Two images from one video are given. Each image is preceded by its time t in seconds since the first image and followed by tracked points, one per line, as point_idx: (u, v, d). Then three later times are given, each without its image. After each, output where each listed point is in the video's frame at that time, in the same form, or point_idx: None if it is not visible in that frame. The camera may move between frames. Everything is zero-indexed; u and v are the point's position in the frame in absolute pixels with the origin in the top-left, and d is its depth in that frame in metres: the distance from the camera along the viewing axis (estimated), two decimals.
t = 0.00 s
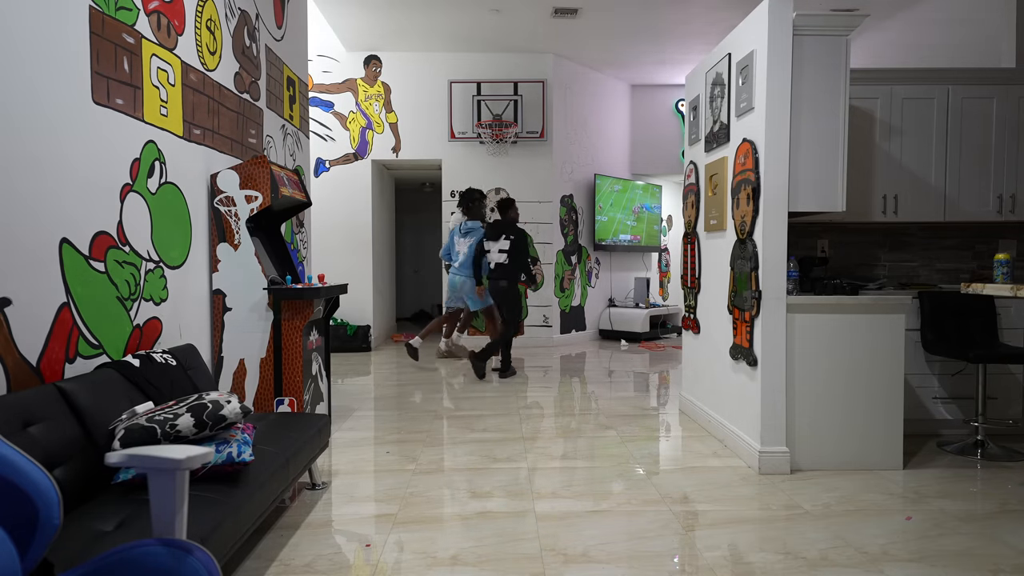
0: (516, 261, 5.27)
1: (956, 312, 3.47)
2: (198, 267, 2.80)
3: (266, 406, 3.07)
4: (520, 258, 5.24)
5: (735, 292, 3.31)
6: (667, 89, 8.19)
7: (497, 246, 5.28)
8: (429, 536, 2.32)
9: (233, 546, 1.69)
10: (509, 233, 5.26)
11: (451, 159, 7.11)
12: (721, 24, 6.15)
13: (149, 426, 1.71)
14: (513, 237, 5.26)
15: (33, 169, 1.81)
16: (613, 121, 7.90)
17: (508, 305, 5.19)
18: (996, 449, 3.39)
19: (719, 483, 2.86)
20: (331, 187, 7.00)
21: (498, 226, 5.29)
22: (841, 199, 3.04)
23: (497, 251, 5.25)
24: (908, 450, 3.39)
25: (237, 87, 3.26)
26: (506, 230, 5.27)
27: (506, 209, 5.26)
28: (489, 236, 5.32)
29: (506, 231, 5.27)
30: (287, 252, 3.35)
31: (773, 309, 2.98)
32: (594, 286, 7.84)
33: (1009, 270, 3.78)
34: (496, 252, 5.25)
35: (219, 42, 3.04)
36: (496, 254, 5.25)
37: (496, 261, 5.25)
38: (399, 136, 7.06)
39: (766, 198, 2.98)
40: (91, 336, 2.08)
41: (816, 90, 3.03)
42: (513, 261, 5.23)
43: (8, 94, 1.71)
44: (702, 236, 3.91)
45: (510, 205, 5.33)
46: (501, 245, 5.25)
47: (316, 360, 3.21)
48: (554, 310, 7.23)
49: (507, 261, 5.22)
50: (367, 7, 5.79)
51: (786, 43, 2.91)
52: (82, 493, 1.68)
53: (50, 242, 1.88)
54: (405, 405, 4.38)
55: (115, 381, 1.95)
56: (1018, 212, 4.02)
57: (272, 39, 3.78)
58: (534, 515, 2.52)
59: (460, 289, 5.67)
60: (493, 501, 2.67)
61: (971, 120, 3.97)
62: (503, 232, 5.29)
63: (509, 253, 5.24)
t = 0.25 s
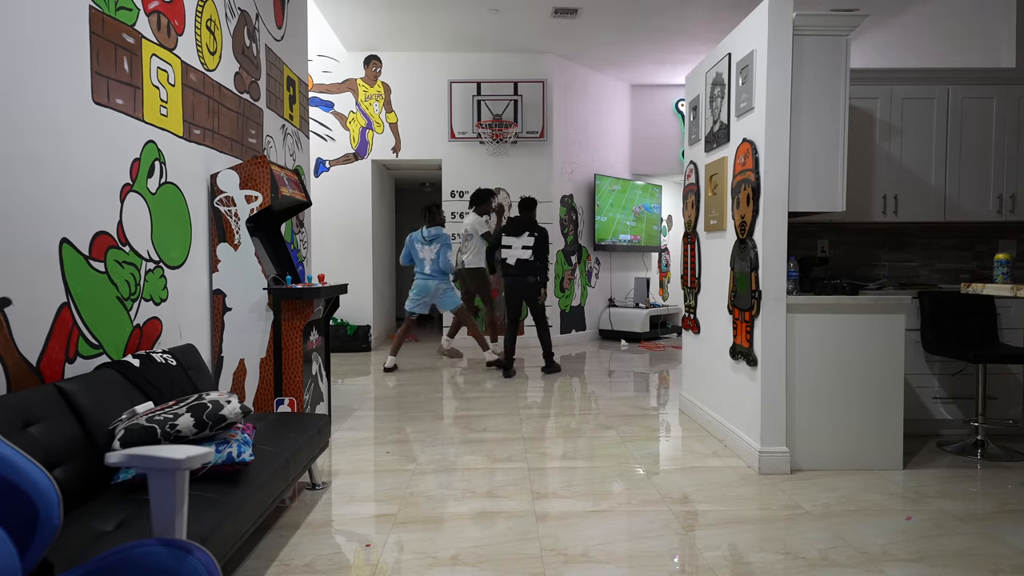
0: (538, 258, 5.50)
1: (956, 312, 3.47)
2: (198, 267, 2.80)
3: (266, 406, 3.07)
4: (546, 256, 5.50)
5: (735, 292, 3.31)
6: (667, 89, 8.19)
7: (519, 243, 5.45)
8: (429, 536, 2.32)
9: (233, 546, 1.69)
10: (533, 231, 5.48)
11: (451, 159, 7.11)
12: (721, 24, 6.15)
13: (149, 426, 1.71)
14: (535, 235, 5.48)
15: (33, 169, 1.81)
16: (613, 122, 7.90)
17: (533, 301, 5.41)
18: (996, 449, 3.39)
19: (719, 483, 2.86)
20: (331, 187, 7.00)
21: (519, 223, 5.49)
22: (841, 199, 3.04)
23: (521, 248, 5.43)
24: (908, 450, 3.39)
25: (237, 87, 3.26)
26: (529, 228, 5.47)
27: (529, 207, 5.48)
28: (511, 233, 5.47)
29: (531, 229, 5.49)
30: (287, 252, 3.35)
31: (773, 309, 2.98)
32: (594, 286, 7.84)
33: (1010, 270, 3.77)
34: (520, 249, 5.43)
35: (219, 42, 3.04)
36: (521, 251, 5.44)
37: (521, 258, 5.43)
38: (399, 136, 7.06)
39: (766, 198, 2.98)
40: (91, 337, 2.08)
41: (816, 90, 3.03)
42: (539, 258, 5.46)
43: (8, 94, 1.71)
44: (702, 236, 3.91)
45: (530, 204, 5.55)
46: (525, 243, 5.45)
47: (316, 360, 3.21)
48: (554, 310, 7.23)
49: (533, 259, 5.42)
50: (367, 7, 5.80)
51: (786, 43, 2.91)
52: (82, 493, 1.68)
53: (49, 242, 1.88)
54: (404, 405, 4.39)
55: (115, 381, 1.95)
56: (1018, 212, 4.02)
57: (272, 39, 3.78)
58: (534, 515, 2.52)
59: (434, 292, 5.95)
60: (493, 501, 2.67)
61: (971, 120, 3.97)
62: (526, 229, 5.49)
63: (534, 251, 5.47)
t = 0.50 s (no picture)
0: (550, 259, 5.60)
1: (956, 312, 3.47)
2: (199, 267, 2.79)
3: (266, 406, 3.07)
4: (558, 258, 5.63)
5: (735, 292, 3.31)
6: (667, 89, 8.19)
7: (534, 245, 5.50)
8: (428, 536, 2.32)
9: (233, 547, 1.69)
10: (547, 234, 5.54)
11: (450, 159, 7.11)
12: (721, 24, 6.14)
13: (149, 426, 1.71)
14: (549, 237, 5.55)
15: (33, 170, 1.81)
16: (613, 121, 7.90)
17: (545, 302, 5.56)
18: (996, 449, 3.39)
19: (720, 483, 2.86)
20: (331, 187, 7.00)
21: (532, 226, 5.50)
22: (841, 199, 3.04)
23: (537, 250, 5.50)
24: (908, 450, 3.39)
25: (237, 87, 3.26)
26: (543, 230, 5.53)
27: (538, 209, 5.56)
28: (525, 235, 5.47)
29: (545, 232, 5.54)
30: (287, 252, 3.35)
31: (773, 309, 2.98)
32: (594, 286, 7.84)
33: (1010, 270, 3.77)
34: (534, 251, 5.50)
35: (219, 42, 3.04)
36: (537, 253, 5.51)
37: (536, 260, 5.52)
38: (399, 136, 7.06)
39: (766, 198, 2.98)
40: (91, 337, 2.08)
41: (816, 90, 3.03)
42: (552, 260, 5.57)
43: (8, 93, 1.71)
44: (702, 236, 3.91)
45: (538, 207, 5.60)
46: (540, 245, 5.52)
47: (316, 360, 3.21)
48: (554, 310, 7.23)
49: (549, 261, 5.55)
50: (367, 7, 5.80)
51: (786, 43, 2.91)
52: (82, 493, 1.68)
53: (49, 242, 1.88)
54: (405, 405, 4.38)
55: (115, 381, 1.95)
56: (1018, 212, 4.02)
57: (272, 39, 3.78)
58: (534, 515, 2.52)
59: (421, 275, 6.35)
60: (493, 501, 2.67)
61: (971, 120, 3.97)
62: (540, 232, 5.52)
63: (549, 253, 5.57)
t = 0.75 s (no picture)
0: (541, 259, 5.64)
1: (956, 312, 3.47)
2: (199, 267, 2.79)
3: (266, 406, 3.07)
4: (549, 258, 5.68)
5: (735, 292, 3.31)
6: (667, 89, 8.19)
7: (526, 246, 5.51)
8: (428, 536, 2.32)
9: (233, 547, 1.69)
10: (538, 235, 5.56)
11: (450, 159, 7.11)
12: (721, 24, 6.14)
13: (149, 426, 1.71)
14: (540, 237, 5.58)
15: (34, 169, 1.81)
16: (613, 122, 7.90)
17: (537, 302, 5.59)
18: (996, 449, 3.39)
19: (720, 483, 2.86)
20: (331, 187, 7.00)
21: (523, 227, 5.49)
22: (841, 199, 3.04)
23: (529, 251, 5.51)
24: (908, 450, 3.39)
25: (237, 87, 3.26)
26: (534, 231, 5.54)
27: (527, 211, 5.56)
28: (516, 237, 5.46)
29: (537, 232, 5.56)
30: (287, 252, 3.36)
31: (773, 309, 2.98)
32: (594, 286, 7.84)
33: (1009, 270, 3.77)
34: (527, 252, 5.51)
35: (219, 42, 3.04)
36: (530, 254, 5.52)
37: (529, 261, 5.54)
38: (399, 136, 7.06)
39: (766, 198, 2.99)
40: (91, 336, 2.08)
41: (815, 90, 3.03)
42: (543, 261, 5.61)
43: (8, 94, 1.71)
44: (702, 236, 3.91)
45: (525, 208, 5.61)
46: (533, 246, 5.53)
47: (316, 360, 3.22)
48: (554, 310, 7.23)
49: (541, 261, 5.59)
50: (367, 8, 5.80)
51: (786, 43, 2.91)
52: (82, 493, 1.68)
53: (49, 242, 1.88)
54: (405, 406, 4.38)
55: (115, 381, 1.95)
56: (1018, 212, 4.02)
57: (272, 39, 3.78)
58: (534, 515, 2.52)
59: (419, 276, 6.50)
60: (493, 501, 2.67)
61: (971, 120, 3.97)
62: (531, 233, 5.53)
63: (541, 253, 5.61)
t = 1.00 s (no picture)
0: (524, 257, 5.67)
1: (956, 312, 3.47)
2: (198, 267, 2.79)
3: (266, 406, 3.07)
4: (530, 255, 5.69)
5: (735, 292, 3.31)
6: (667, 89, 8.19)
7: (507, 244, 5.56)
8: (429, 536, 2.32)
9: (233, 547, 1.69)
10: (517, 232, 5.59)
11: (450, 159, 7.11)
12: (721, 24, 6.14)
13: (149, 426, 1.71)
14: (522, 235, 5.61)
15: (33, 169, 1.81)
16: (613, 122, 7.91)
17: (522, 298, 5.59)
18: (997, 449, 3.39)
19: (720, 483, 2.86)
20: (331, 187, 7.00)
21: (502, 224, 5.55)
22: (841, 199, 3.04)
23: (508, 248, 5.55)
24: (908, 450, 3.39)
25: (237, 87, 3.26)
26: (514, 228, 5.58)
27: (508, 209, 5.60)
28: (497, 235, 5.53)
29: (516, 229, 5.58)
30: (287, 253, 3.36)
31: (773, 309, 2.98)
32: (594, 286, 7.84)
33: (1010, 270, 3.77)
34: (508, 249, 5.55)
35: (219, 42, 3.04)
36: (510, 250, 5.55)
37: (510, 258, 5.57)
38: (399, 136, 7.06)
39: (766, 198, 2.98)
40: (91, 336, 2.08)
41: (815, 90, 3.03)
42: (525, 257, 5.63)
43: (8, 94, 1.71)
44: (702, 236, 3.91)
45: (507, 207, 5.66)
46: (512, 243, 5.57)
47: (316, 360, 3.22)
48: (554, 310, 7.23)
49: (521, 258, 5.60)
50: (367, 8, 5.80)
51: (786, 43, 2.91)
52: (82, 493, 1.68)
53: (49, 242, 1.88)
54: (405, 405, 4.38)
55: (114, 381, 1.95)
56: (1018, 212, 4.02)
57: (272, 39, 3.78)
58: (534, 515, 2.52)
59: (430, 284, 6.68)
60: (493, 501, 2.67)
61: (971, 120, 3.97)
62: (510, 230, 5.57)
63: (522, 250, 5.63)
